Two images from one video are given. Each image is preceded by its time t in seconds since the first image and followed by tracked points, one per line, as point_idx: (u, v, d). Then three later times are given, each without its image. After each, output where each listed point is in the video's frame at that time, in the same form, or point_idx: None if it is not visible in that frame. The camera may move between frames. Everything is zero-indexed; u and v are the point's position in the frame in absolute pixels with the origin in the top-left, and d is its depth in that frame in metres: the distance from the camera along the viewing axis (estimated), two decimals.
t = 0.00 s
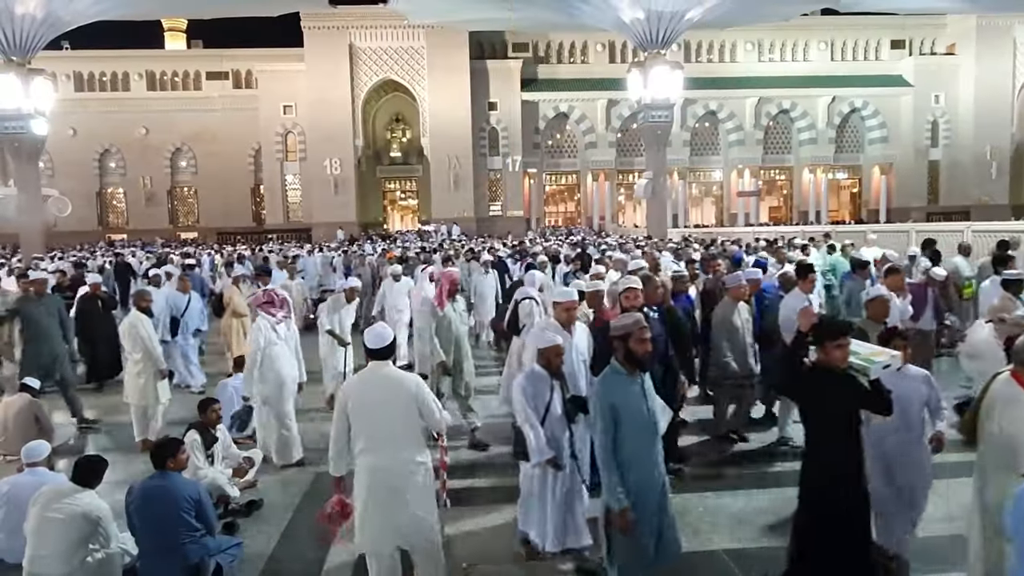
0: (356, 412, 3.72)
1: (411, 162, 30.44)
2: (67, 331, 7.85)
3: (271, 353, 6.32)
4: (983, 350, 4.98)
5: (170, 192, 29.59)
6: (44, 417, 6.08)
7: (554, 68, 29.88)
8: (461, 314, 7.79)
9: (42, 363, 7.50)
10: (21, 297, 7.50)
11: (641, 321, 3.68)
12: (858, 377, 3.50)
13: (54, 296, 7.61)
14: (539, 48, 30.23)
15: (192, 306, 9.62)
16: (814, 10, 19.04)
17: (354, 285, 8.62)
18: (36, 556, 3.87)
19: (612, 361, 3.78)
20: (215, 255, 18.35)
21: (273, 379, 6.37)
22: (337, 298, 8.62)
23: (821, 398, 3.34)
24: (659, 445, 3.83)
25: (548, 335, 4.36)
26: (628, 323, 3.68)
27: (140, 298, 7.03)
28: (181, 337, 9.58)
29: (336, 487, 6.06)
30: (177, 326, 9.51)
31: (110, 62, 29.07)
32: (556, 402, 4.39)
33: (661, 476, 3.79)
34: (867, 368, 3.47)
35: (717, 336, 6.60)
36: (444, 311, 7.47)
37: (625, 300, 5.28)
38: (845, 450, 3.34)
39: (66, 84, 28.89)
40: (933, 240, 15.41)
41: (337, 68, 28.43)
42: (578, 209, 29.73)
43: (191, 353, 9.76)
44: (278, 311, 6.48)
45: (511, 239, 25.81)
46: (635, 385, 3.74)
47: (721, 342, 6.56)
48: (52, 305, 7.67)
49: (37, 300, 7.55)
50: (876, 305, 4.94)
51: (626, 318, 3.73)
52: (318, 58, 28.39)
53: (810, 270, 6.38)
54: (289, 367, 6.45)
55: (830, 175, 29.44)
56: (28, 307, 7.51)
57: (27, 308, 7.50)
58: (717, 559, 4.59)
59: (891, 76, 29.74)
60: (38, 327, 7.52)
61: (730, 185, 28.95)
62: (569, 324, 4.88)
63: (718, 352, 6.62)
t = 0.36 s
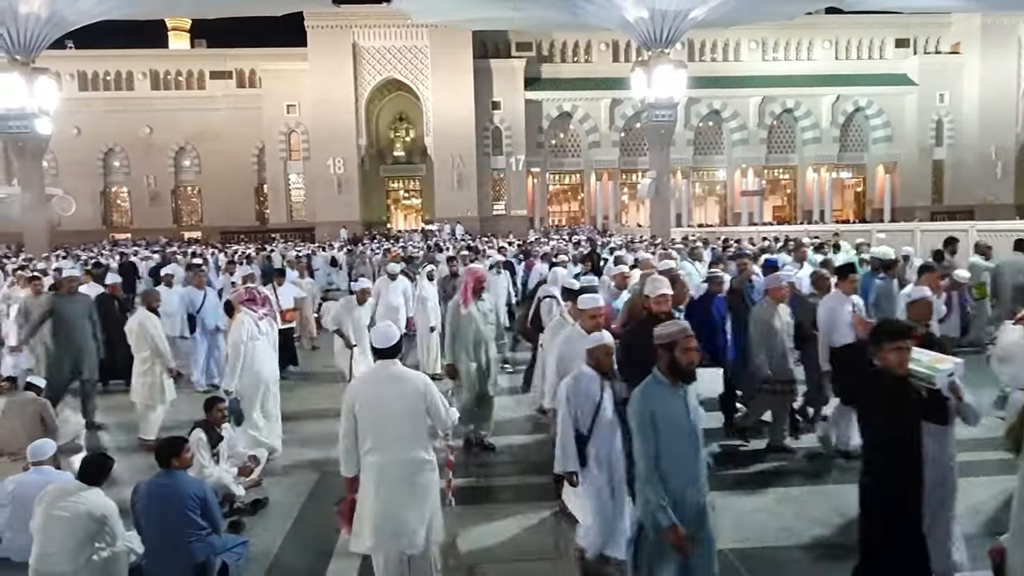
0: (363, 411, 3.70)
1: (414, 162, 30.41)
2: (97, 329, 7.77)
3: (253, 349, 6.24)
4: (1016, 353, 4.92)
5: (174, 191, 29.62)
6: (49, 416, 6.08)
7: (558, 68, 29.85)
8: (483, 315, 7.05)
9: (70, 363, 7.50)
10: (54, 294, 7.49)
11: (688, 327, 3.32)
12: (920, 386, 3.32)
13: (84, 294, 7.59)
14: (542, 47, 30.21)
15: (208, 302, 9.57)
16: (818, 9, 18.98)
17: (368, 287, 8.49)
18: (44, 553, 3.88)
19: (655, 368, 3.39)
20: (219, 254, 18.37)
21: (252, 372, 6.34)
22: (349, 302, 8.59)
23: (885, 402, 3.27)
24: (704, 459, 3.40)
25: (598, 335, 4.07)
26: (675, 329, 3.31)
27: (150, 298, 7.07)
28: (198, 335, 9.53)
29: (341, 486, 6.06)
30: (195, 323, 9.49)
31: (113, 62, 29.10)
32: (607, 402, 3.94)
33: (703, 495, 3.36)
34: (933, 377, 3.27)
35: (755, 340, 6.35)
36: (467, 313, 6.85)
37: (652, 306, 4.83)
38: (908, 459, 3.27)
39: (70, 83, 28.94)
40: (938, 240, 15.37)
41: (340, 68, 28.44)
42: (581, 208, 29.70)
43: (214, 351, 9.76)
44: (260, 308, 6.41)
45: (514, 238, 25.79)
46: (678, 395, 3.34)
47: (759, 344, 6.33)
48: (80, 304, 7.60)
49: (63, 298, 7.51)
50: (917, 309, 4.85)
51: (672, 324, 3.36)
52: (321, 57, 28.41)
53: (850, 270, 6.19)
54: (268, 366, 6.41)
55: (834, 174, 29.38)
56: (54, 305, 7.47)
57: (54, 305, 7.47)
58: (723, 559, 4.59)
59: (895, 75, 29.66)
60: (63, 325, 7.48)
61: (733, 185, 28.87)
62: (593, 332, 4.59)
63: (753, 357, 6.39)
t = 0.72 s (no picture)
0: (383, 406, 3.71)
1: (429, 160, 30.59)
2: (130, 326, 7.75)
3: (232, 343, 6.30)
4: None
5: (191, 191, 29.86)
6: (70, 411, 6.15)
7: (572, 67, 29.84)
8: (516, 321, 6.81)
9: (103, 363, 7.56)
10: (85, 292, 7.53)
11: (754, 329, 3.16)
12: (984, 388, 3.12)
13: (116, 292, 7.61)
14: (557, 46, 30.16)
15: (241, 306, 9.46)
16: (835, 7, 18.83)
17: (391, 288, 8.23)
18: (64, 547, 3.91)
19: (715, 370, 3.28)
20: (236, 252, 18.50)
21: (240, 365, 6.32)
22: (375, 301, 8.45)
23: (961, 408, 3.08)
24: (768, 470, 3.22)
25: (656, 341, 3.74)
26: (740, 330, 3.16)
27: (172, 295, 7.09)
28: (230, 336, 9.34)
29: (357, 484, 6.06)
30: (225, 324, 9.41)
31: (132, 62, 29.36)
32: (668, 415, 3.71)
33: (765, 512, 3.18)
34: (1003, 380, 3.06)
35: (796, 347, 5.89)
36: (499, 315, 6.51)
37: (704, 304, 4.97)
38: (979, 467, 3.08)
39: (90, 84, 29.30)
40: (958, 240, 15.18)
41: (356, 68, 28.57)
42: (596, 207, 29.65)
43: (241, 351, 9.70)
44: (247, 307, 6.52)
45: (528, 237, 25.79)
46: (739, 399, 3.20)
47: (800, 352, 5.87)
48: (113, 301, 7.62)
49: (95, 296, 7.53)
50: (974, 313, 4.63)
51: (738, 323, 3.20)
52: (337, 58, 28.58)
53: (903, 273, 5.75)
54: (256, 360, 6.40)
55: (851, 174, 29.13)
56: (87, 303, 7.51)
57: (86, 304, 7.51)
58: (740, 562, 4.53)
59: (914, 73, 29.34)
60: (94, 325, 7.51)
61: (749, 184, 28.69)
62: (631, 331, 4.41)
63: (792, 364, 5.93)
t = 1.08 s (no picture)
0: (415, 404, 3.73)
1: (456, 160, 30.76)
2: (167, 327, 7.94)
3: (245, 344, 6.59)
4: None
5: (223, 192, 30.28)
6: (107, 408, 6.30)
7: (600, 66, 29.75)
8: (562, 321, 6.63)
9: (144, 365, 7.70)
10: (121, 295, 7.71)
11: (837, 338, 3.05)
12: None
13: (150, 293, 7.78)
14: (584, 45, 30.10)
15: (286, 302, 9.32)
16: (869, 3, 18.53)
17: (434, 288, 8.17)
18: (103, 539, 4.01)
19: (791, 381, 3.16)
20: (267, 252, 18.74)
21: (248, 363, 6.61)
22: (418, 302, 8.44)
23: None
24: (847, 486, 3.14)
25: (734, 346, 3.56)
26: (822, 340, 3.05)
27: (204, 294, 7.23)
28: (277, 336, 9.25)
29: (387, 482, 6.08)
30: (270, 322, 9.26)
31: (166, 65, 29.90)
32: (743, 425, 3.54)
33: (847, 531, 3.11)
34: None
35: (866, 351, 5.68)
36: (545, 315, 6.53)
37: (775, 302, 4.82)
38: None
39: (125, 87, 29.92)
40: (997, 239, 14.82)
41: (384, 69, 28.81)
42: (623, 207, 29.49)
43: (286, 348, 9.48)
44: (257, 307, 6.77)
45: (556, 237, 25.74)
46: (821, 413, 3.10)
47: (871, 356, 5.65)
48: (150, 302, 7.80)
49: (131, 299, 7.71)
50: None
51: (819, 333, 3.09)
52: (365, 59, 28.85)
53: (977, 274, 5.48)
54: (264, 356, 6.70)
55: (885, 172, 28.60)
56: (125, 306, 7.70)
57: (123, 307, 7.69)
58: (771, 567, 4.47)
59: (949, 69, 28.74)
60: (133, 326, 7.67)
61: (780, 183, 28.30)
62: (690, 336, 4.28)
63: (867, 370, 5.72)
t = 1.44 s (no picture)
0: (435, 403, 3.74)
1: (476, 159, 30.85)
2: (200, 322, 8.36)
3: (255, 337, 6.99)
4: None
5: (245, 190, 30.57)
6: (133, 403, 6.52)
7: (621, 65, 29.64)
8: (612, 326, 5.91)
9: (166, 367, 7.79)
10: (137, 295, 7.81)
11: (919, 344, 3.03)
12: None
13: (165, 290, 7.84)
14: (606, 44, 30.00)
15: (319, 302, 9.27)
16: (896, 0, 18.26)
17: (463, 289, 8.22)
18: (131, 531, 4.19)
19: (865, 386, 3.09)
20: (289, 251, 18.90)
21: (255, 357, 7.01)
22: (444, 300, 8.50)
23: None
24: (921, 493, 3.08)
25: (816, 352, 3.34)
26: (898, 347, 3.00)
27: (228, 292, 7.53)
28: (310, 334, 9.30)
29: (407, 478, 6.11)
30: (307, 322, 9.27)
31: (190, 65, 30.28)
32: (826, 436, 3.31)
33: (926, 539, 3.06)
34: None
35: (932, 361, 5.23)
36: (598, 319, 5.79)
37: (832, 307, 4.58)
38: None
39: (151, 86, 30.33)
40: None
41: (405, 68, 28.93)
42: (643, 206, 29.35)
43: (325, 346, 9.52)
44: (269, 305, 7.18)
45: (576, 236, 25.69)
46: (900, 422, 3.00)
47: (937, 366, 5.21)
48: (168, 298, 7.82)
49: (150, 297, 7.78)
50: None
51: (898, 341, 3.03)
52: (387, 59, 28.99)
53: None
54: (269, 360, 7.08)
55: (910, 172, 28.20)
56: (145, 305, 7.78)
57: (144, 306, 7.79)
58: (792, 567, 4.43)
59: (977, 68, 28.26)
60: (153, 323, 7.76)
61: (803, 182, 28.00)
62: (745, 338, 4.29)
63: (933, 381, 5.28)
